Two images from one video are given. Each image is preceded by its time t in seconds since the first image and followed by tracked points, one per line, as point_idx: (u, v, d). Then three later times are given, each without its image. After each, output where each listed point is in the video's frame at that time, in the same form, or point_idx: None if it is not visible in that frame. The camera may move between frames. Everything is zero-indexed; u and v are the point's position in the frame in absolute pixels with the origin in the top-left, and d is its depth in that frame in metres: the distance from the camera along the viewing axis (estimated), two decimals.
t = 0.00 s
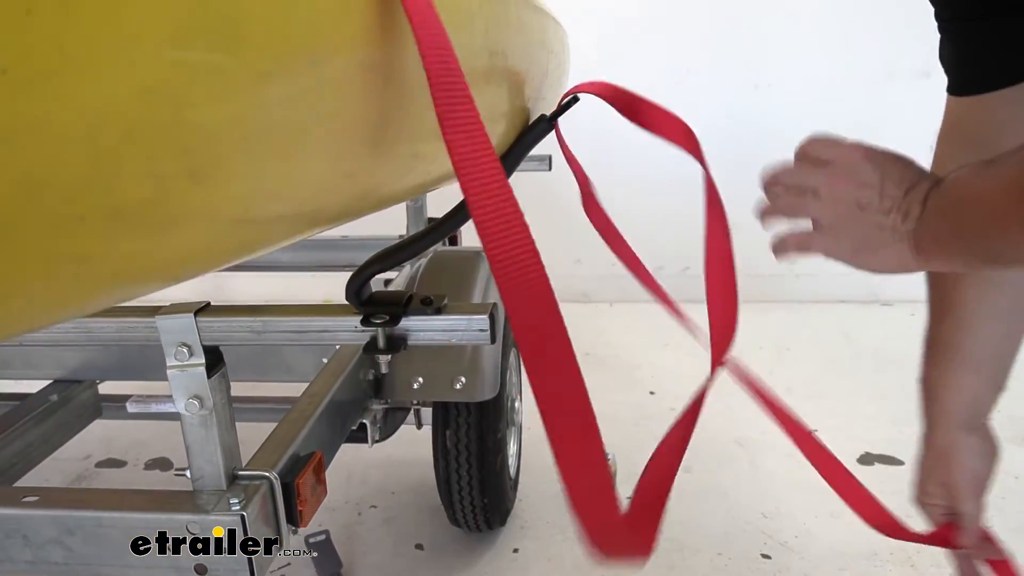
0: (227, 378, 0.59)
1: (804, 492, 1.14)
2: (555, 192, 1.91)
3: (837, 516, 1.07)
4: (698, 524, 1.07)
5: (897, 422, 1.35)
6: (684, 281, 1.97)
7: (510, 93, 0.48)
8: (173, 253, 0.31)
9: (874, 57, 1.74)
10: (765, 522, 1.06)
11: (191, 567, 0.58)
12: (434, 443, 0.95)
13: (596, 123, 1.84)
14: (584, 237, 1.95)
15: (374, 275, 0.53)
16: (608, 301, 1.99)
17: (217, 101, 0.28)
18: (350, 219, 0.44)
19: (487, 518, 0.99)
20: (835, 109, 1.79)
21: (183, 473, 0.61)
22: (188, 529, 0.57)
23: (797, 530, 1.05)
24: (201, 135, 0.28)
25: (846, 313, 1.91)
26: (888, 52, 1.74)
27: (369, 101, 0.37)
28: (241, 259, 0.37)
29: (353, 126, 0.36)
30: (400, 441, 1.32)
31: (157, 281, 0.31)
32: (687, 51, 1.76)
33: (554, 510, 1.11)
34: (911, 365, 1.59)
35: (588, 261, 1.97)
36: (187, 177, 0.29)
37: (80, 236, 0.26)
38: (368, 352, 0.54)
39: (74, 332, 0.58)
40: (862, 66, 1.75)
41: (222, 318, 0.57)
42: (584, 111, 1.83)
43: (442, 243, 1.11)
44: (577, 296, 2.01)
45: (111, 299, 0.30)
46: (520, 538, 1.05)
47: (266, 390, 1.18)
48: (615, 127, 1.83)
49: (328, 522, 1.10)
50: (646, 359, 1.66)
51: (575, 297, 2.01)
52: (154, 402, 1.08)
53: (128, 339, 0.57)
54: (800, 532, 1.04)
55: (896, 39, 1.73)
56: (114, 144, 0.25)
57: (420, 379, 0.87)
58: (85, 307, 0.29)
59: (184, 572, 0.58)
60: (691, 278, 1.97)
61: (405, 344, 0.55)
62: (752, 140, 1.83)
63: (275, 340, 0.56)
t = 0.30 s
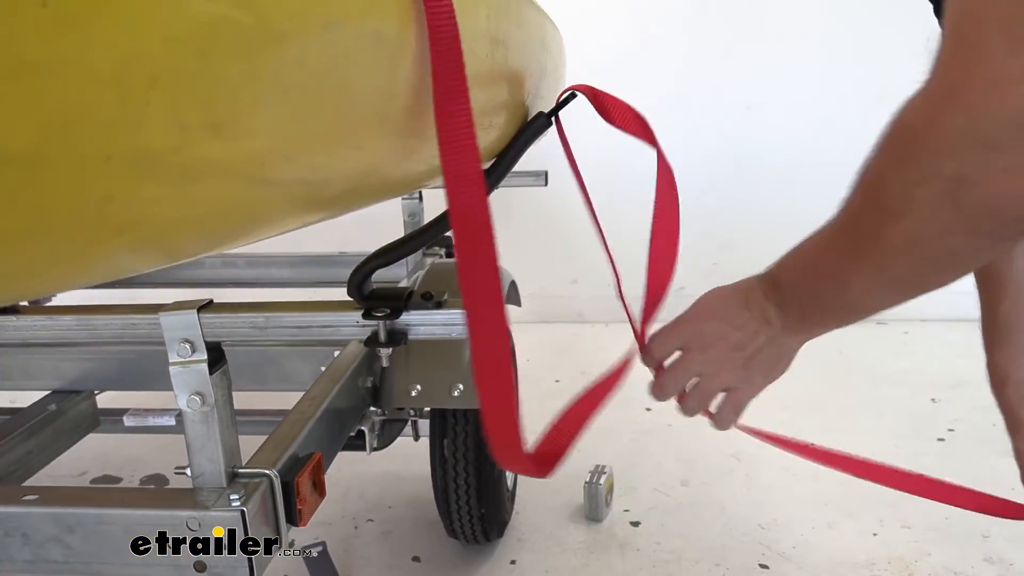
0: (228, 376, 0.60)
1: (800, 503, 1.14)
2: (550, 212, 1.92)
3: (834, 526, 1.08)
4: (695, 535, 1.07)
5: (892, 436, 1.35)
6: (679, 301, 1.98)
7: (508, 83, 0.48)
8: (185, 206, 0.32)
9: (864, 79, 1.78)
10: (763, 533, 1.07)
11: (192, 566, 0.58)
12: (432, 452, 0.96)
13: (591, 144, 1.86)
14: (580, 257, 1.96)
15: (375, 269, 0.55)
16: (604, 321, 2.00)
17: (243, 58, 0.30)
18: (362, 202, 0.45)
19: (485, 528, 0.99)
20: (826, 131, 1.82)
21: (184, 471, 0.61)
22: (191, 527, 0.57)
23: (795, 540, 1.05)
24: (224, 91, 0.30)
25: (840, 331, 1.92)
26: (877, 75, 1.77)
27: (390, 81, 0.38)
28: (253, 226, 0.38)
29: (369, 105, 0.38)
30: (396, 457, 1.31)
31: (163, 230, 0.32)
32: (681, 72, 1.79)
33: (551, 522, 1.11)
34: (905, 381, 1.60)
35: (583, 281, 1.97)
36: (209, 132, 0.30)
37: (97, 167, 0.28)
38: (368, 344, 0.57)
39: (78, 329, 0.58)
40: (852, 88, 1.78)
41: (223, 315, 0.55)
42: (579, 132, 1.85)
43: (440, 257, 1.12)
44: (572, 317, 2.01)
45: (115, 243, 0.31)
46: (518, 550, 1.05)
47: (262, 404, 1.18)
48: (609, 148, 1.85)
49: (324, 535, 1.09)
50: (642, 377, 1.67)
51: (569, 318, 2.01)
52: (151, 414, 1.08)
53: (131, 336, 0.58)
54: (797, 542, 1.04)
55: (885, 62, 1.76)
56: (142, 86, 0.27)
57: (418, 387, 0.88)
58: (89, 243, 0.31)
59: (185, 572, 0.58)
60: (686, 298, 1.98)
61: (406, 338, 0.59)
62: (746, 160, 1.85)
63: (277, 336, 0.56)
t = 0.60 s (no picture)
0: (232, 349, 0.61)
1: (788, 487, 1.16)
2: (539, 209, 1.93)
3: (822, 508, 1.10)
4: (686, 518, 1.09)
5: (877, 422, 1.38)
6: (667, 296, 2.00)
7: (511, 55, 0.50)
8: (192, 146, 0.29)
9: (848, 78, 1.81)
10: (752, 515, 1.09)
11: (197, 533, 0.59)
12: (427, 435, 0.97)
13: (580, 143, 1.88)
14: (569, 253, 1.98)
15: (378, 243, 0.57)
16: (592, 316, 2.02)
17: None
18: (349, 173, 0.43)
19: (479, 511, 1.01)
20: (813, 128, 1.85)
21: (189, 444, 0.62)
22: (198, 498, 0.58)
23: (783, 521, 1.07)
24: (260, 30, 0.28)
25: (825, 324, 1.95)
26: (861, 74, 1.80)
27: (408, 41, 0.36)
28: (246, 186, 0.35)
29: (384, 71, 0.35)
30: (389, 446, 1.32)
31: (159, 174, 0.30)
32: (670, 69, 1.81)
33: (544, 507, 1.12)
34: (889, 372, 1.63)
35: (572, 277, 1.99)
36: (238, 74, 0.28)
37: (118, 91, 0.25)
38: (373, 315, 0.60)
39: (82, 303, 0.58)
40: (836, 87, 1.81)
41: (230, 287, 0.57)
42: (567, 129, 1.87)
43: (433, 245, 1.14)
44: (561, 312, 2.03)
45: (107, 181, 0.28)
46: (512, 533, 1.06)
47: (256, 393, 1.19)
48: (597, 145, 1.88)
49: (318, 521, 1.10)
50: (631, 369, 1.68)
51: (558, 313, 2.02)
52: (146, 404, 1.06)
53: (137, 311, 0.59)
54: (786, 523, 1.06)
55: (869, 61, 1.79)
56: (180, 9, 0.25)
57: (413, 369, 0.89)
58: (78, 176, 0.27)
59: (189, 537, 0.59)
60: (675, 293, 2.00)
61: (409, 309, 0.62)
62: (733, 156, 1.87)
63: (286, 307, 0.59)
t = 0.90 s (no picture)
0: (233, 341, 0.62)
1: (777, 475, 1.18)
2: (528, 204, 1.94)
3: (810, 495, 1.12)
4: (678, 507, 1.10)
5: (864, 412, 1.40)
6: (655, 290, 2.02)
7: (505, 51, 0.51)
8: (207, 130, 0.30)
9: (832, 72, 1.80)
10: (742, 503, 1.11)
11: (200, 524, 0.60)
12: (422, 427, 0.99)
13: (567, 138, 1.89)
14: (558, 248, 1.99)
15: (375, 236, 0.59)
16: (581, 311, 2.03)
17: None
18: (345, 162, 0.43)
19: (474, 502, 1.02)
20: (800, 123, 1.84)
21: (191, 435, 0.63)
22: (201, 488, 0.59)
23: (773, 509, 1.09)
24: (284, 25, 0.29)
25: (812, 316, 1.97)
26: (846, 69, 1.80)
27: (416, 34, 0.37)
28: (250, 171, 0.35)
29: (390, 69, 0.36)
30: (382, 440, 1.33)
31: (173, 159, 0.30)
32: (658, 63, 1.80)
33: (538, 498, 1.14)
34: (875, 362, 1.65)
35: (562, 272, 2.00)
36: (258, 65, 0.29)
37: (149, 78, 0.26)
38: (373, 307, 0.61)
39: (84, 297, 0.60)
40: (822, 82, 1.81)
41: (231, 279, 0.59)
42: (554, 124, 1.87)
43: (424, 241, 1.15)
44: (551, 307, 2.04)
45: (124, 166, 0.29)
46: (506, 524, 1.07)
47: (250, 389, 1.19)
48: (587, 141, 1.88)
49: (314, 514, 1.11)
50: (622, 362, 1.70)
51: (549, 308, 2.04)
52: (140, 399, 1.06)
53: (138, 305, 0.60)
54: (775, 510, 1.08)
55: (853, 56, 1.79)
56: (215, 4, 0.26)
57: (409, 362, 0.91)
58: (96, 161, 0.28)
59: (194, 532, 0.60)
60: (663, 287, 2.02)
61: (407, 299, 0.63)
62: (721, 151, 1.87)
63: (282, 300, 0.60)
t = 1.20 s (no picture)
0: (231, 350, 0.62)
1: (773, 485, 1.18)
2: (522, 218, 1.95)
3: (806, 505, 1.12)
4: (675, 517, 1.10)
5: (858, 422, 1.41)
6: (649, 302, 2.02)
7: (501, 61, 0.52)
8: (211, 134, 0.30)
9: (821, 85, 1.83)
10: (738, 513, 1.11)
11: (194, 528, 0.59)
12: (419, 437, 0.99)
13: (560, 151, 1.90)
14: (551, 261, 1.99)
15: (373, 245, 0.60)
16: (576, 324, 2.03)
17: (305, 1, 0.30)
18: (344, 174, 0.43)
19: (471, 514, 1.02)
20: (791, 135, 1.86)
21: (189, 446, 0.63)
22: (198, 497, 0.58)
23: (769, 518, 1.09)
24: (285, 27, 0.30)
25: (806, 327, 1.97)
26: (834, 81, 1.82)
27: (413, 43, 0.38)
28: (250, 179, 0.36)
29: (389, 75, 0.37)
30: (378, 454, 1.33)
31: (179, 162, 0.31)
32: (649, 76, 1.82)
33: (534, 510, 1.13)
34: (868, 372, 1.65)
35: (555, 285, 2.01)
36: (262, 68, 0.30)
37: (157, 77, 0.27)
38: (370, 314, 0.62)
39: (83, 306, 0.60)
40: (811, 95, 1.83)
41: (230, 289, 0.59)
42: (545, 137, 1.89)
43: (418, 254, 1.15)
44: (545, 320, 2.04)
45: (131, 170, 0.29)
46: (503, 536, 1.07)
47: (246, 402, 1.19)
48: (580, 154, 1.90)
49: (311, 528, 1.11)
50: (617, 374, 1.70)
51: (544, 321, 2.04)
52: (134, 413, 1.05)
53: (137, 314, 0.60)
54: (772, 520, 1.08)
55: (842, 69, 1.81)
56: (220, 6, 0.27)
57: (405, 372, 0.91)
58: (101, 162, 0.28)
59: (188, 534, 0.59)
60: (656, 299, 2.02)
61: (405, 307, 0.63)
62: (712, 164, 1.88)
63: (282, 309, 0.61)
